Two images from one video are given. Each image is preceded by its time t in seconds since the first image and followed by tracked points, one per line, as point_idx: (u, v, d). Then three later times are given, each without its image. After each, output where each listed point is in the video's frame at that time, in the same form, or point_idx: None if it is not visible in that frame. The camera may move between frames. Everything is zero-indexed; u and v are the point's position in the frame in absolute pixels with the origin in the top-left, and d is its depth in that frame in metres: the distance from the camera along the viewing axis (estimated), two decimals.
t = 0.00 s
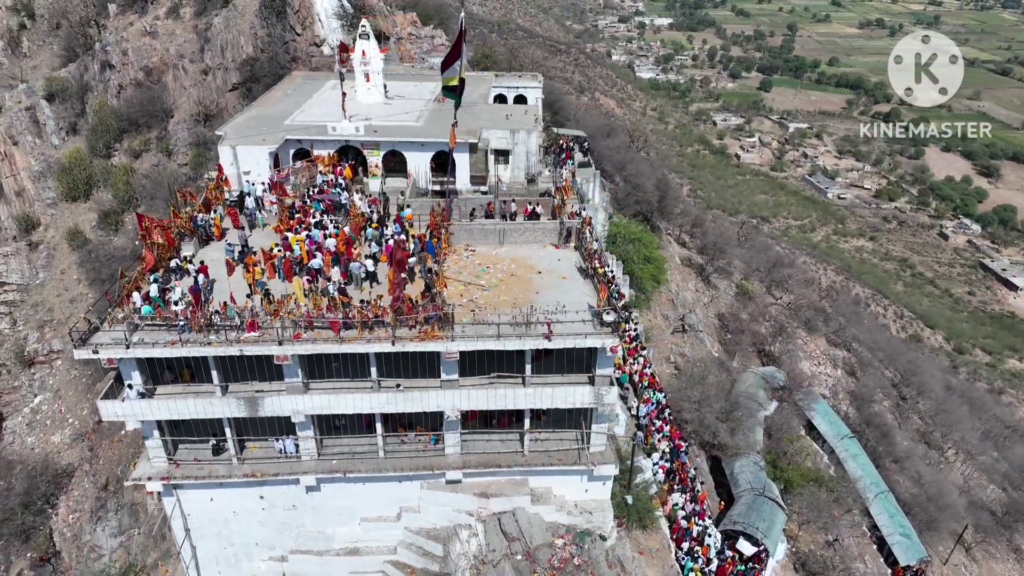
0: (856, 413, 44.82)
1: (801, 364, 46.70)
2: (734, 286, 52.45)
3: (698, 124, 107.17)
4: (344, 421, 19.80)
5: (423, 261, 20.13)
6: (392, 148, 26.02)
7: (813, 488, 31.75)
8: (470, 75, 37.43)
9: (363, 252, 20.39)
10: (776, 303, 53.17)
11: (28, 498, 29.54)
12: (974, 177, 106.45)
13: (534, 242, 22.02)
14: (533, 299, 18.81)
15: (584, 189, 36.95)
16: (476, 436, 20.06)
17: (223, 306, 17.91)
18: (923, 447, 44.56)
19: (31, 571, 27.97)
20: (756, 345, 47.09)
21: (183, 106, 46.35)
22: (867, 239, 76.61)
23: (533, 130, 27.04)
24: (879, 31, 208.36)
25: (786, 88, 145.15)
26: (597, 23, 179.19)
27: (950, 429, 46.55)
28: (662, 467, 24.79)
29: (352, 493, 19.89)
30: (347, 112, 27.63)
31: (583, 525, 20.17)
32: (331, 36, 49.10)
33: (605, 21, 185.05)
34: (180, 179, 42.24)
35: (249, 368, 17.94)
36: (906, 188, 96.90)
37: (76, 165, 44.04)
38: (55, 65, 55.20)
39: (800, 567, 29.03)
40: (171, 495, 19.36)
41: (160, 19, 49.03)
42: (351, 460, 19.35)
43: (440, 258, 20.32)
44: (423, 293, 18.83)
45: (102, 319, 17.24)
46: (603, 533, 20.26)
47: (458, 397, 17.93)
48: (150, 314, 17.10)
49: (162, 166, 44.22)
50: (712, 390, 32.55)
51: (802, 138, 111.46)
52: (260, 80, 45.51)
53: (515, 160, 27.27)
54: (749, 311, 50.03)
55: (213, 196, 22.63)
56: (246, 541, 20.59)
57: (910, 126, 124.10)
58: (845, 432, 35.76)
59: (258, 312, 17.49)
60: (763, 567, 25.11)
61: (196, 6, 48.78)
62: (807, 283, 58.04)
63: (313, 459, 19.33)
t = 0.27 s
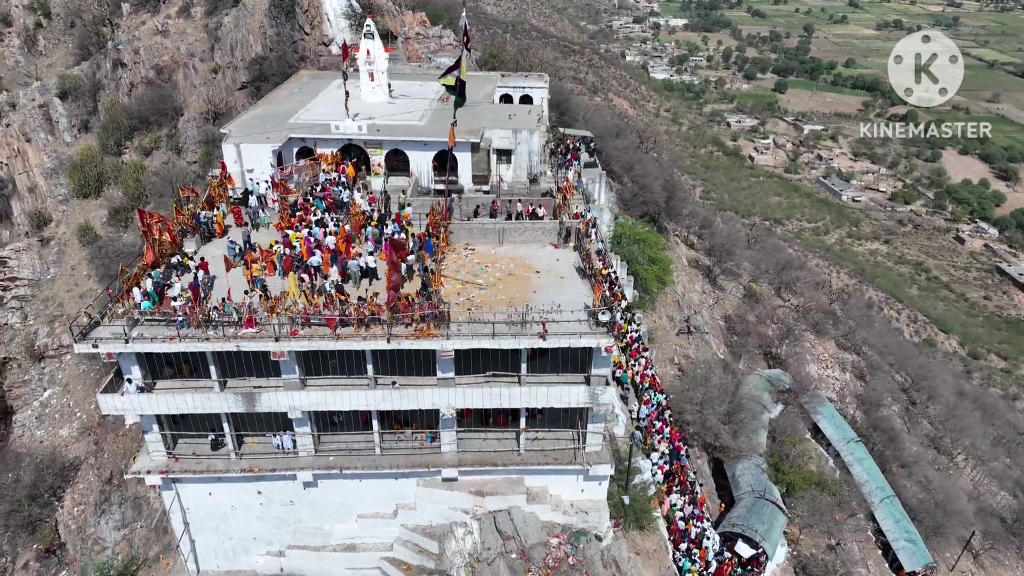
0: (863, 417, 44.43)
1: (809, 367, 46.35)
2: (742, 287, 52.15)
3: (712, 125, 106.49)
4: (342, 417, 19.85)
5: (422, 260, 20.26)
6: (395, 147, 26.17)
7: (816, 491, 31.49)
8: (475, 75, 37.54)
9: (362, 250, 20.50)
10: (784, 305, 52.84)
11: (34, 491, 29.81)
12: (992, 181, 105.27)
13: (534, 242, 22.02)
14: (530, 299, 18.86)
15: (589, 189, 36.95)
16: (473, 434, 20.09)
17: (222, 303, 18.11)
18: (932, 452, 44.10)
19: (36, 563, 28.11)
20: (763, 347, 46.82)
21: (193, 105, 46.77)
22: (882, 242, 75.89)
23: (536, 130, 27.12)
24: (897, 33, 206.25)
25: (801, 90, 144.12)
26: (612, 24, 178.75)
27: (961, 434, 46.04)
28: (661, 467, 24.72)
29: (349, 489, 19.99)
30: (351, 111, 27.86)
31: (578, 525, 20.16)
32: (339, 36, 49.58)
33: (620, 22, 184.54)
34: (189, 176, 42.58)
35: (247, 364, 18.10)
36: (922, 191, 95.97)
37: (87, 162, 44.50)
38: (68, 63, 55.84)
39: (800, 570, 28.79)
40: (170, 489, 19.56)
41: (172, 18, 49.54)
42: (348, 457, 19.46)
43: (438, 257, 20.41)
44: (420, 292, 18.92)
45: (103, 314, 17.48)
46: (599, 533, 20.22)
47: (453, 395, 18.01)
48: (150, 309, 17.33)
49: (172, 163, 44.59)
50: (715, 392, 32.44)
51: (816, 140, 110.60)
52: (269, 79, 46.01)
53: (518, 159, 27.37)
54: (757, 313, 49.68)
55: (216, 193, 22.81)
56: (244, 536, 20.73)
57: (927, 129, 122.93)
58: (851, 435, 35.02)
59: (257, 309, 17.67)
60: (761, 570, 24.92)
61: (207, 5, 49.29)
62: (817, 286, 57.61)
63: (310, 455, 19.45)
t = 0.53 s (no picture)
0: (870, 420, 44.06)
1: (816, 370, 46.08)
2: (749, 289, 51.92)
3: (726, 126, 105.91)
4: (340, 412, 20.04)
5: (420, 258, 20.39)
6: (398, 146, 26.41)
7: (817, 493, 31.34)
8: (480, 75, 37.71)
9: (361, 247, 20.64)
10: (793, 307, 52.56)
11: (41, 481, 30.02)
12: (1010, 185, 103.95)
13: (533, 240, 22.09)
14: (527, 297, 18.92)
15: (596, 189, 36.96)
16: (470, 431, 20.18)
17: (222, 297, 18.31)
18: (941, 458, 43.65)
19: (43, 553, 28.42)
20: (769, 349, 46.56)
21: (204, 103, 47.34)
22: (897, 246, 75.18)
23: (538, 129, 27.12)
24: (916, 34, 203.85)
25: (817, 91, 143.16)
26: (627, 25, 178.59)
27: (971, 440, 45.57)
28: (659, 466, 24.70)
29: (346, 484, 20.16)
30: (355, 109, 28.09)
31: (573, 523, 20.21)
32: (348, 35, 49.86)
33: (635, 23, 184.11)
34: (199, 174, 43.01)
35: (245, 358, 18.30)
36: (939, 195, 95.04)
37: (99, 158, 45.09)
38: (83, 61, 56.58)
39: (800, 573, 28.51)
40: (171, 481, 19.85)
41: (184, 17, 50.11)
42: (345, 452, 19.70)
43: (437, 254, 20.52)
44: (417, 289, 19.03)
45: (105, 308, 17.74)
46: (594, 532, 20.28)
47: (448, 392, 18.13)
48: (151, 303, 17.57)
49: (182, 161, 45.10)
50: (716, 393, 32.41)
51: (831, 143, 109.84)
52: (278, 77, 46.54)
53: (520, 158, 27.31)
54: (764, 314, 49.36)
55: (219, 190, 23.06)
56: (243, 529, 20.97)
57: (945, 132, 121.81)
58: (857, 440, 34.98)
59: (255, 304, 17.85)
60: (758, 571, 24.96)
61: (219, 4, 49.83)
62: (827, 288, 57.27)
63: (308, 449, 19.66)
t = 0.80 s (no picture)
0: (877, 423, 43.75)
1: (822, 373, 45.84)
2: (756, 290, 51.72)
3: (740, 128, 105.36)
4: (339, 407, 20.25)
5: (420, 255, 20.60)
6: (401, 144, 26.71)
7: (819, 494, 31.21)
8: (485, 74, 37.65)
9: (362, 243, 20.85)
10: (800, 309, 52.31)
11: (49, 472, 30.52)
12: None
13: (533, 238, 22.23)
14: (525, 294, 19.08)
15: (601, 189, 37.05)
16: (467, 427, 20.38)
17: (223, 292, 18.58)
18: (949, 463, 43.32)
19: (50, 543, 28.87)
20: (775, 351, 46.36)
21: (215, 101, 47.80)
22: (911, 250, 74.62)
23: (541, 129, 27.36)
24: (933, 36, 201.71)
25: (832, 93, 142.08)
26: (641, 26, 178.22)
27: (980, 444, 45.20)
28: (658, 464, 24.71)
29: (345, 478, 20.35)
30: (360, 108, 28.43)
31: (570, 519, 20.31)
32: (357, 35, 50.31)
33: (649, 24, 183.59)
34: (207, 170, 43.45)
35: (246, 352, 18.57)
36: (954, 198, 94.20)
37: (111, 155, 45.64)
38: (97, 59, 57.27)
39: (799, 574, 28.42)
40: (172, 472, 20.14)
41: (195, 15, 50.64)
42: (344, 446, 19.91)
43: (437, 252, 20.69)
44: (416, 285, 19.22)
45: (109, 301, 18.05)
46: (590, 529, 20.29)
47: (445, 387, 18.29)
48: (153, 297, 17.86)
49: (192, 157, 45.58)
50: (717, 394, 32.41)
51: (846, 145, 109.23)
52: (287, 76, 47.02)
53: (523, 157, 27.64)
54: (771, 316, 49.13)
55: (224, 186, 23.36)
56: (244, 521, 21.22)
57: (961, 135, 120.62)
58: (862, 442, 34.76)
59: (255, 299, 18.10)
60: (758, 572, 24.87)
61: (230, 3, 50.37)
62: (836, 291, 56.99)
63: (307, 443, 19.91)
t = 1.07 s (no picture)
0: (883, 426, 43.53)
1: (828, 374, 45.65)
2: (763, 291, 51.59)
3: (753, 129, 104.73)
4: (340, 401, 20.50)
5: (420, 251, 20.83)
6: (405, 142, 26.90)
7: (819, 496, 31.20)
8: (491, 74, 37.62)
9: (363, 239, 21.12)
10: (808, 311, 52.12)
11: (58, 463, 31.05)
12: None
13: (533, 236, 22.42)
14: (523, 290, 19.26)
15: (607, 189, 37.14)
16: (465, 422, 20.57)
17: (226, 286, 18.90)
18: (957, 466, 43.07)
19: (59, 532, 29.37)
20: (781, 352, 46.21)
21: (226, 99, 48.33)
22: (925, 253, 74.04)
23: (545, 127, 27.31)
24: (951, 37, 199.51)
25: (846, 94, 140.88)
26: (655, 26, 177.50)
27: (988, 449, 44.90)
28: (658, 461, 24.83)
29: (345, 470, 20.60)
30: (365, 106, 28.65)
31: (567, 514, 20.46)
32: (365, 34, 50.84)
33: (662, 24, 182.94)
34: (216, 167, 43.94)
35: (248, 345, 18.88)
36: (970, 201, 93.33)
37: (123, 152, 46.25)
38: (111, 57, 57.93)
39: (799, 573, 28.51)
40: (176, 463, 20.49)
41: (207, 14, 51.14)
42: (344, 438, 20.17)
43: (437, 248, 20.92)
44: (416, 281, 19.45)
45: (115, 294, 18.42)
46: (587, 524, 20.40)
47: (443, 381, 18.50)
48: (158, 290, 18.21)
49: (202, 155, 46.10)
50: (719, 393, 32.47)
51: (860, 147, 108.42)
52: (296, 74, 47.46)
53: (526, 156, 27.59)
54: (777, 316, 48.96)
55: (230, 182, 23.70)
56: (245, 512, 21.53)
57: (978, 138, 119.29)
58: (866, 444, 34.73)
59: (257, 292, 18.41)
60: (756, 571, 24.87)
61: (241, 2, 50.85)
62: (845, 294, 56.70)
63: (307, 435, 20.17)
